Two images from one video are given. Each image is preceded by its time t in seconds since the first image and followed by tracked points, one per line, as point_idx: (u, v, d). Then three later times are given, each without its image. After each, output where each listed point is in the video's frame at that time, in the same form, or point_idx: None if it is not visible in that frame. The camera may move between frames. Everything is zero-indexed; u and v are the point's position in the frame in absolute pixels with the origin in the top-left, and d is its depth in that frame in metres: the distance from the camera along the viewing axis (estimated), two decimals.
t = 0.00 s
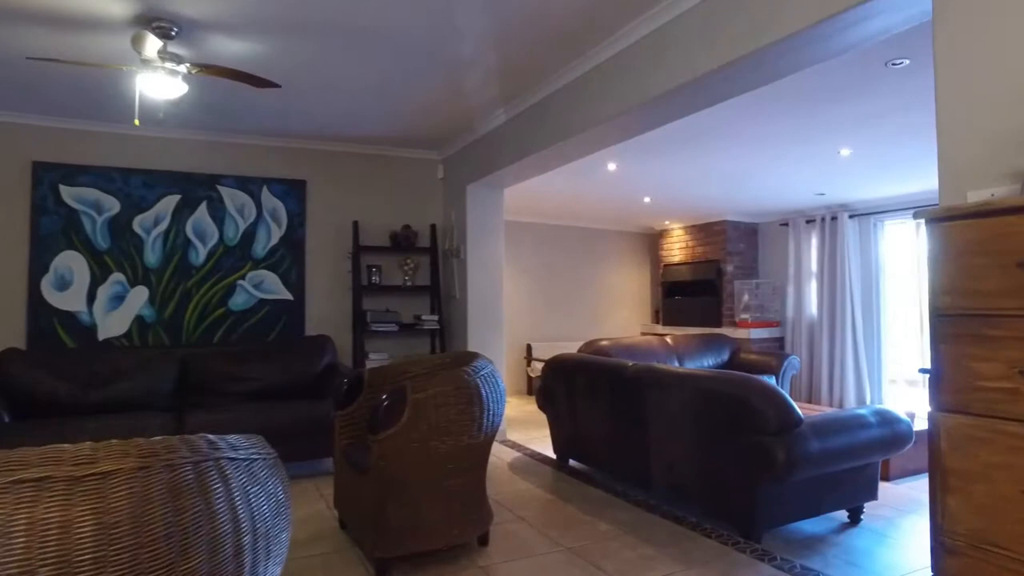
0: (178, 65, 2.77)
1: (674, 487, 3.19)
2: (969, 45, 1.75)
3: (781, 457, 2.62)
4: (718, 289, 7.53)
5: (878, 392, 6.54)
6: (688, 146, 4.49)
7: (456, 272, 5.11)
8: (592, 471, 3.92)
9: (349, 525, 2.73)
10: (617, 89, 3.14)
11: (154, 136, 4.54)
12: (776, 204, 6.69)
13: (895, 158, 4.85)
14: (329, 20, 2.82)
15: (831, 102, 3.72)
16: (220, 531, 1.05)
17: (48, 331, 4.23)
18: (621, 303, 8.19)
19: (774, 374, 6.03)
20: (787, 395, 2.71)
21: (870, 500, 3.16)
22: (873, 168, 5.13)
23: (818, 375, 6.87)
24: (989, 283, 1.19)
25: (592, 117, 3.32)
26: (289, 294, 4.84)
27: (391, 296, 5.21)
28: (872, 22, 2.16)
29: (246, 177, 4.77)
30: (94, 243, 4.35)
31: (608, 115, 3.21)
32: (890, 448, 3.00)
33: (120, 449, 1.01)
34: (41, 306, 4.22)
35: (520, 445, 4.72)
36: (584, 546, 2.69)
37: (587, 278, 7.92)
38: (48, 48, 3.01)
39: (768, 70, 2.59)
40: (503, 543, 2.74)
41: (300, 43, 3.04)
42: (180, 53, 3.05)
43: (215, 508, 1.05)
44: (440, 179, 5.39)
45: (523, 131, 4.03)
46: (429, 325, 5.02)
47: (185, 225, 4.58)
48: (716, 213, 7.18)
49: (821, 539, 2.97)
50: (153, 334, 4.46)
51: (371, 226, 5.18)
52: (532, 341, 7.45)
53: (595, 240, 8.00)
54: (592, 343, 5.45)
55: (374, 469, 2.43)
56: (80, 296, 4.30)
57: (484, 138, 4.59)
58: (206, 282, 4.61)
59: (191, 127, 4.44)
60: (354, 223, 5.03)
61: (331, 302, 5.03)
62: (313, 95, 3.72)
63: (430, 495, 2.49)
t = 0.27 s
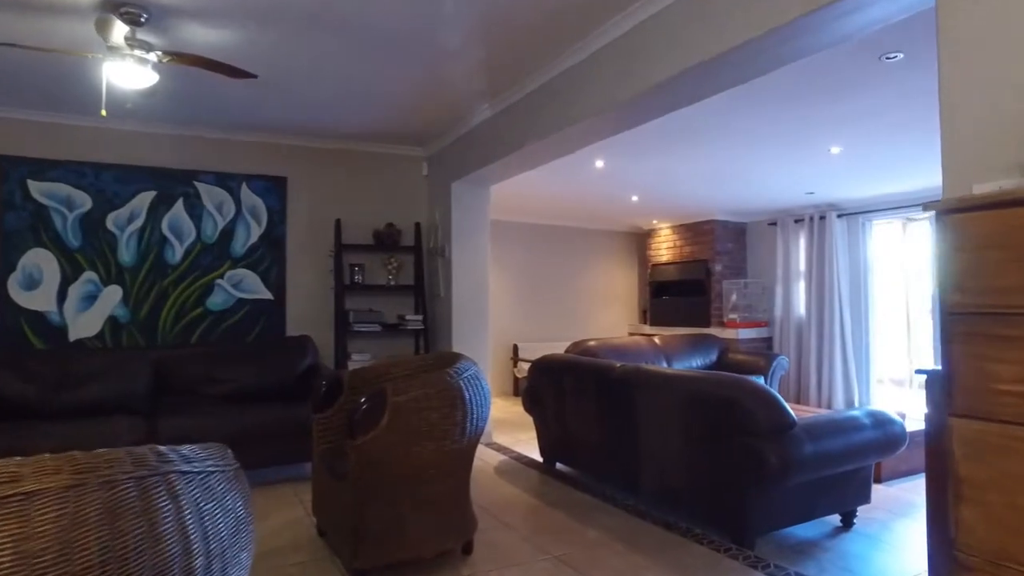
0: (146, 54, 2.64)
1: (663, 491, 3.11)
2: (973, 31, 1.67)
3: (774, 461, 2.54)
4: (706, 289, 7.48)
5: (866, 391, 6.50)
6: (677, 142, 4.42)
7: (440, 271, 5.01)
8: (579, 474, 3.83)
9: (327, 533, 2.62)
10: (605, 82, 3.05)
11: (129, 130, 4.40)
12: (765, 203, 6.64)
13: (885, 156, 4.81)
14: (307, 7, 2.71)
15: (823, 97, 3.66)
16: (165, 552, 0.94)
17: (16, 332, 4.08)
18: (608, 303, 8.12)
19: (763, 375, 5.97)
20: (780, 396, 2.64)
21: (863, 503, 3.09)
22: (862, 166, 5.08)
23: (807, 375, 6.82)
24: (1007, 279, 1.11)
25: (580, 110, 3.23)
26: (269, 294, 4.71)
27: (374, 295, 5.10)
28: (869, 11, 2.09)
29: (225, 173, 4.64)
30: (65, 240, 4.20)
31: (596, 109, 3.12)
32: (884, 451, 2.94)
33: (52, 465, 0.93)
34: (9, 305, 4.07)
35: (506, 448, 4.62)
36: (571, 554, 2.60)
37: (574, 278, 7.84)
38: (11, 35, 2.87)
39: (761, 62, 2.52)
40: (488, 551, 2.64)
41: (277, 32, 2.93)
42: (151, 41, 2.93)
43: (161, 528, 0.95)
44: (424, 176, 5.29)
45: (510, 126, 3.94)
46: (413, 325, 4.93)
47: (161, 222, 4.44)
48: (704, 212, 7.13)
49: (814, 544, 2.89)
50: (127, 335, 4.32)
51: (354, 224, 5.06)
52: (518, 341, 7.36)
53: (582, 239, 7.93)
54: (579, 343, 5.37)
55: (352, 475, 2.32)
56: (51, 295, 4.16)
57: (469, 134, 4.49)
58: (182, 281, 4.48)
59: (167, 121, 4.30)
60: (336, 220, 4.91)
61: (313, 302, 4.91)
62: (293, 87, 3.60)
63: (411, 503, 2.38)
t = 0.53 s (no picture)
0: (106, 37, 2.46)
1: (652, 499, 3.01)
2: (987, 17, 1.57)
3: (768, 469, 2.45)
4: (691, 290, 7.41)
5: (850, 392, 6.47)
6: (664, 140, 4.32)
7: (421, 271, 4.88)
8: (564, 480, 3.73)
9: (301, 547, 2.48)
10: (591, 74, 2.94)
11: (95, 123, 4.21)
12: (750, 203, 6.58)
13: (872, 155, 4.75)
14: None
15: (813, 93, 3.58)
16: None
17: None
18: (592, 303, 8.03)
19: (748, 376, 5.91)
20: (772, 401, 2.54)
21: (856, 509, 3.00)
22: (849, 165, 5.03)
23: (791, 377, 6.78)
24: None
25: (564, 104, 3.12)
26: (243, 295, 4.54)
27: (352, 296, 4.96)
28: None
29: (197, 169, 4.47)
30: (27, 237, 4.01)
31: (581, 103, 3.00)
32: (877, 456, 2.86)
33: None
34: None
35: (488, 453, 4.50)
36: (556, 567, 2.48)
37: (557, 278, 7.74)
38: None
39: (755, 53, 2.42)
40: (469, 564, 2.51)
41: (247, 20, 2.78)
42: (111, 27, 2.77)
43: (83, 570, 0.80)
44: (405, 173, 5.15)
45: (492, 121, 3.82)
46: (392, 327, 4.81)
47: (129, 219, 4.26)
48: (689, 212, 7.06)
49: (807, 552, 2.81)
50: (93, 337, 4.14)
51: (331, 222, 4.92)
52: (501, 342, 7.24)
53: (566, 239, 7.83)
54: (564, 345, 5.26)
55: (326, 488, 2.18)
56: (11, 295, 3.97)
57: (451, 130, 4.36)
58: (152, 281, 4.30)
59: (136, 113, 4.13)
60: (313, 218, 4.76)
61: (289, 302, 4.75)
62: (266, 78, 3.44)
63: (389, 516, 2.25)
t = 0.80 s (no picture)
0: (58, 20, 2.27)
1: (636, 506, 2.91)
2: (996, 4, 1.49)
3: (758, 476, 2.36)
4: (672, 290, 7.35)
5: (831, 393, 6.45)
6: (646, 137, 4.24)
7: (398, 271, 4.75)
8: (545, 487, 3.62)
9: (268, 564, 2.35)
10: (575, 67, 2.83)
11: (53, 115, 4.01)
12: (731, 203, 6.53)
13: (855, 155, 4.71)
14: None
15: (799, 91, 3.52)
16: None
17: None
18: (572, 304, 7.94)
19: (730, 378, 5.85)
20: (760, 405, 2.47)
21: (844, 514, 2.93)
22: (831, 165, 4.99)
23: (772, 377, 6.74)
24: None
25: (547, 98, 3.01)
26: (212, 295, 4.37)
27: (326, 297, 4.81)
28: None
29: (164, 164, 4.29)
30: None
31: (564, 97, 2.90)
32: (866, 460, 2.79)
33: None
34: None
35: (467, 458, 4.37)
36: None
37: (537, 279, 7.64)
38: None
39: (744, 45, 2.33)
40: None
41: (211, 4, 2.63)
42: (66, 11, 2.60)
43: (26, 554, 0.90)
44: (381, 171, 5.01)
45: (472, 116, 3.70)
46: (368, 328, 4.67)
47: (91, 216, 4.07)
48: (669, 211, 7.00)
49: (796, 561, 2.73)
50: (51, 340, 3.95)
51: (305, 221, 4.76)
52: (480, 344, 7.12)
53: (546, 239, 7.74)
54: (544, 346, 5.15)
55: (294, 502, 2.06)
56: None
57: (429, 125, 4.24)
58: (115, 281, 4.11)
59: (98, 105, 3.94)
60: (286, 216, 4.61)
61: (261, 304, 4.59)
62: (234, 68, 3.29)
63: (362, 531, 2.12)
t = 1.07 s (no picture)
0: None
1: (616, 512, 2.83)
2: None
3: (742, 481, 2.29)
4: (651, 290, 7.30)
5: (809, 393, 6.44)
6: (626, 133, 4.16)
7: (372, 270, 4.62)
8: (522, 492, 3.53)
9: None
10: (553, 57, 2.73)
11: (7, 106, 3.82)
12: (710, 202, 6.48)
13: (835, 153, 4.68)
14: None
15: (782, 85, 3.46)
16: None
17: None
18: (550, 304, 7.86)
19: (710, 379, 5.81)
20: (745, 408, 2.39)
21: (828, 518, 2.87)
22: (810, 164, 4.96)
23: (751, 378, 6.72)
24: None
25: (524, 91, 2.91)
26: (178, 295, 4.21)
27: (298, 296, 4.67)
28: None
29: (127, 159, 4.11)
30: None
31: (542, 89, 2.80)
32: (851, 464, 2.72)
33: None
34: None
35: (443, 462, 4.26)
36: None
37: (515, 278, 7.55)
38: None
39: (728, 36, 2.24)
40: None
41: None
42: None
43: None
44: (355, 168, 4.88)
45: (447, 110, 3.59)
46: (341, 329, 4.54)
47: (48, 212, 3.89)
48: (648, 210, 6.94)
49: (780, 567, 2.66)
50: (4, 342, 3.76)
51: (276, 218, 4.61)
52: (457, 344, 7.00)
53: (524, 238, 7.65)
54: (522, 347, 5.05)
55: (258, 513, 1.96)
56: None
57: (403, 120, 4.11)
58: (74, 280, 3.93)
59: (55, 95, 3.76)
60: (256, 213, 4.45)
61: (229, 304, 4.43)
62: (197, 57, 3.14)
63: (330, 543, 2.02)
